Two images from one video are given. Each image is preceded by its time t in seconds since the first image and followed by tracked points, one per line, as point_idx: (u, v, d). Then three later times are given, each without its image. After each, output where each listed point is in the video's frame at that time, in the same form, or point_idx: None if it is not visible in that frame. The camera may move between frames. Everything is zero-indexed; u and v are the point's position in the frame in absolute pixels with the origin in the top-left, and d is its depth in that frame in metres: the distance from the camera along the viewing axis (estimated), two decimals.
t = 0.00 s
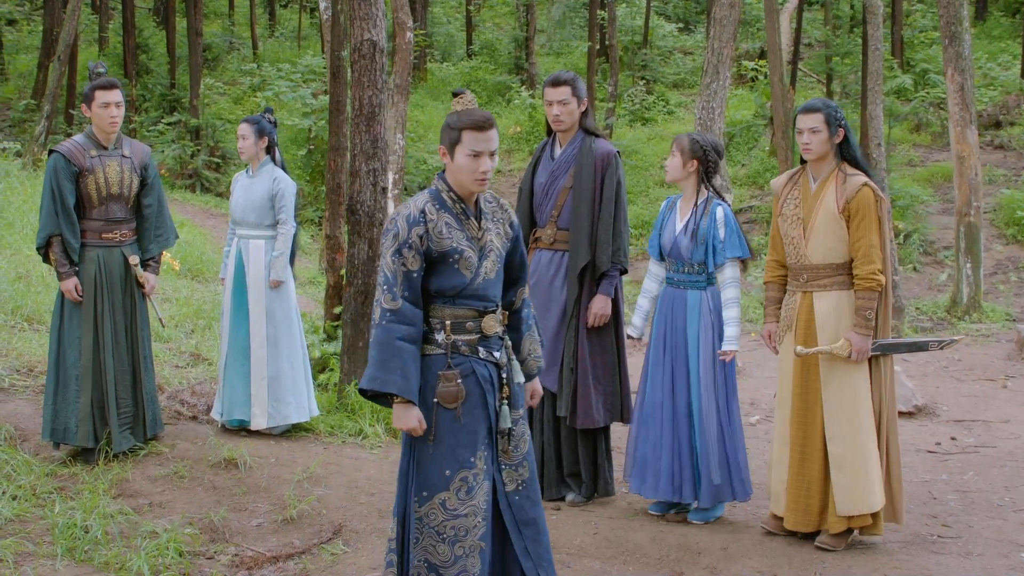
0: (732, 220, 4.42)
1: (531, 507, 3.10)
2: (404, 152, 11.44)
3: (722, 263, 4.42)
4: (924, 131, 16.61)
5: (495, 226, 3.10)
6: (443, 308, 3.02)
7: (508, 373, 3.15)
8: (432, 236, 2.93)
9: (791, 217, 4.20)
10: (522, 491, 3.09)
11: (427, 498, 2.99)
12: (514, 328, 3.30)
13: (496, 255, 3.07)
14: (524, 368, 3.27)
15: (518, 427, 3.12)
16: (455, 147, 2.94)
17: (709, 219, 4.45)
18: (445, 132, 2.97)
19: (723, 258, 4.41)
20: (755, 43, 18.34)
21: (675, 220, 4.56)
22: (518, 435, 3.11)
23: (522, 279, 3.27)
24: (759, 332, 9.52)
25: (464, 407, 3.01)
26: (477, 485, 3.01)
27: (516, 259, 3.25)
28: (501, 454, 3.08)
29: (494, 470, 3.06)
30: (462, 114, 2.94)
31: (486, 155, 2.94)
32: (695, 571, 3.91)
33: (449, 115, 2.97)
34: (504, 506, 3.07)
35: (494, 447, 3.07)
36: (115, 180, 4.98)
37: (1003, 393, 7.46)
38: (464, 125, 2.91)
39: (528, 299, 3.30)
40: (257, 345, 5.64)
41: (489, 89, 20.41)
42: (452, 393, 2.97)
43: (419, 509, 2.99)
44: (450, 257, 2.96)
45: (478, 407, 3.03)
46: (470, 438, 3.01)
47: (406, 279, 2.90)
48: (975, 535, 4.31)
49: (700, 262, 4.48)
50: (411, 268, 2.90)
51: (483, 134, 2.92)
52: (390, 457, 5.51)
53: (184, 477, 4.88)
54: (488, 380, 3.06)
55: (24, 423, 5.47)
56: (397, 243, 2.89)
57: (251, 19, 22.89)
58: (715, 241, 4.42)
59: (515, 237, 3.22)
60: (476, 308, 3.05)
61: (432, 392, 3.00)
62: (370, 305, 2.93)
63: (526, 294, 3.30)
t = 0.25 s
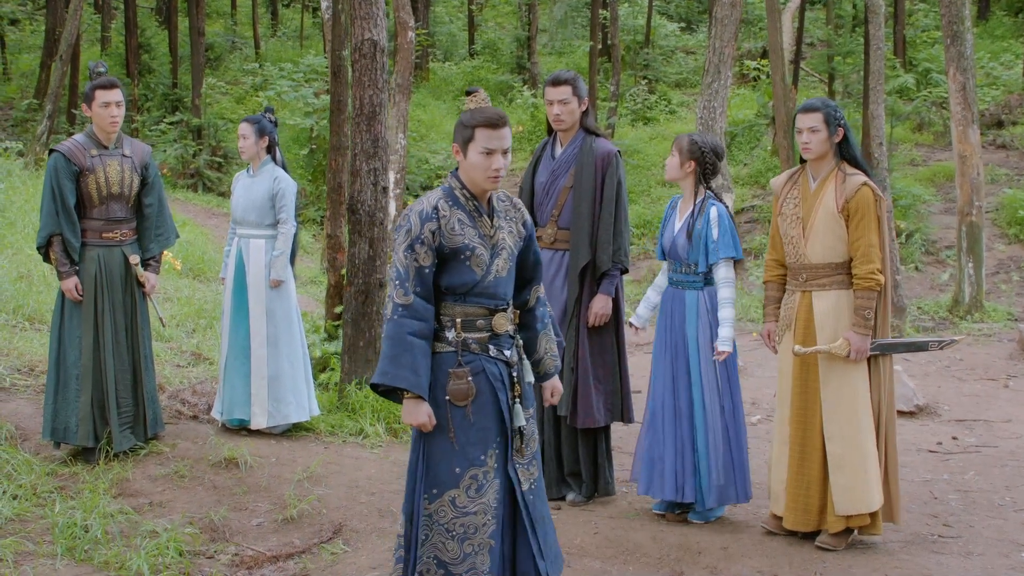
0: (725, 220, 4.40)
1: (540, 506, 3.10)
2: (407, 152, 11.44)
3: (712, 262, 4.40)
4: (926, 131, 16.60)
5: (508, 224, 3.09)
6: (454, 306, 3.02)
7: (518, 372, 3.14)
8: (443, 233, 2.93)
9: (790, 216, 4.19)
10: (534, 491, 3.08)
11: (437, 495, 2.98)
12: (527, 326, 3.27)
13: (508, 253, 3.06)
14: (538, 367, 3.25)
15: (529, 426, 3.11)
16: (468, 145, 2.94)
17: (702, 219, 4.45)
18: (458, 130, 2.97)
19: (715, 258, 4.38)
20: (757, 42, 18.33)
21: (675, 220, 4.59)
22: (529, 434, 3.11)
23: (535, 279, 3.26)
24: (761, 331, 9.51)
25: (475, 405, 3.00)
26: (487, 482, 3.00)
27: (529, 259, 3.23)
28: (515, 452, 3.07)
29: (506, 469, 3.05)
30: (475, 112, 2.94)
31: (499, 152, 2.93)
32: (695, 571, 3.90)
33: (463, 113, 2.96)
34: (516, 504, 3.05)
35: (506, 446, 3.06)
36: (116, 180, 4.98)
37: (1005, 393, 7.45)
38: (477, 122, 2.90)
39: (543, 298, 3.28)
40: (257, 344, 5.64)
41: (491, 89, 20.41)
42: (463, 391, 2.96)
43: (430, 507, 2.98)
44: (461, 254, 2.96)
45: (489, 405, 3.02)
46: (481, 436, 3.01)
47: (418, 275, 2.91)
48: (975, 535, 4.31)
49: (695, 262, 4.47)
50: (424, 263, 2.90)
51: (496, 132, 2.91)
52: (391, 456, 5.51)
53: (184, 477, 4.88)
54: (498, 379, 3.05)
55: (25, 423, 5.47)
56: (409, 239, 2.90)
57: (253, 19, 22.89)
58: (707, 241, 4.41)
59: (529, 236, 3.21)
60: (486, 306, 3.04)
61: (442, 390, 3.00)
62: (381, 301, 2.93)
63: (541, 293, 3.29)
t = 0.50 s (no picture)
0: (713, 218, 4.39)
1: (547, 505, 3.09)
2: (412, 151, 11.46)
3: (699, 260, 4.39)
4: (931, 130, 16.58)
5: (520, 224, 3.07)
6: (465, 304, 3.00)
7: (528, 371, 3.12)
8: (457, 230, 2.92)
9: (791, 216, 4.19)
10: (541, 489, 3.08)
11: (447, 494, 2.97)
12: (537, 327, 3.27)
13: (520, 252, 3.05)
14: (546, 368, 3.24)
15: (537, 425, 3.10)
16: (483, 143, 2.92)
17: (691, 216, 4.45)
18: (473, 128, 2.96)
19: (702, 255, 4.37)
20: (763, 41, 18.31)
21: (668, 217, 4.61)
22: (537, 434, 3.10)
23: (544, 279, 3.25)
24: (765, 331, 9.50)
25: (487, 404, 2.98)
26: (498, 481, 2.99)
27: (540, 259, 3.22)
28: (524, 451, 3.06)
29: (517, 468, 3.03)
30: (489, 110, 2.93)
31: (513, 150, 2.92)
32: (698, 571, 3.89)
33: (476, 112, 2.95)
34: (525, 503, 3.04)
35: (518, 445, 3.04)
36: (119, 178, 4.99)
37: (1010, 393, 7.43)
38: (492, 120, 2.89)
39: (551, 299, 3.28)
40: (260, 343, 5.64)
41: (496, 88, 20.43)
42: (474, 389, 2.94)
43: (440, 506, 2.97)
44: (473, 251, 2.94)
45: (500, 403, 3.00)
46: (492, 434, 2.99)
47: (431, 272, 2.89)
48: (979, 535, 4.29)
49: (684, 259, 4.48)
50: (436, 260, 2.89)
51: (510, 129, 2.90)
52: (394, 455, 5.51)
53: (187, 476, 4.89)
54: (509, 377, 3.03)
55: (28, 422, 5.48)
56: (422, 236, 2.88)
57: (259, 19, 22.93)
58: (696, 238, 4.42)
59: (540, 236, 3.20)
60: (497, 304, 3.02)
61: (453, 388, 2.98)
62: (393, 297, 2.91)
63: (549, 294, 3.28)
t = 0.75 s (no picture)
0: (707, 218, 4.40)
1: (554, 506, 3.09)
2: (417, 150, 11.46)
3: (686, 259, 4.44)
4: (937, 130, 16.55)
5: (529, 225, 3.07)
6: (474, 304, 2.99)
7: (536, 372, 3.12)
8: (467, 229, 2.91)
9: (794, 216, 4.18)
10: (546, 490, 3.08)
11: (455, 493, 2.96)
12: (544, 329, 3.29)
13: (530, 253, 3.04)
14: (552, 370, 3.26)
15: (545, 426, 3.11)
16: (495, 141, 2.92)
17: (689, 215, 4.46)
18: (484, 127, 2.95)
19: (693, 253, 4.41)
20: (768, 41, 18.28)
21: (671, 214, 4.62)
22: (545, 434, 3.11)
23: (551, 282, 3.25)
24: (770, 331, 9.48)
25: (494, 404, 2.98)
26: (506, 481, 2.99)
27: (547, 262, 3.22)
28: (532, 451, 3.07)
29: (525, 469, 3.04)
30: (501, 109, 2.92)
31: (525, 149, 2.92)
32: (702, 571, 3.89)
33: (488, 110, 2.95)
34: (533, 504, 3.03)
35: (525, 445, 3.05)
36: (123, 178, 4.99)
37: (1015, 393, 7.41)
38: (504, 118, 2.88)
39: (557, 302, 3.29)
40: (266, 343, 5.64)
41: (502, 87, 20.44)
42: (483, 389, 2.93)
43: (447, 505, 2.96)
44: (484, 251, 2.93)
45: (508, 403, 3.00)
46: (500, 435, 2.99)
47: (441, 271, 2.88)
48: (983, 535, 4.28)
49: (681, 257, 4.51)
50: (447, 259, 2.88)
51: (522, 128, 2.89)
52: (397, 455, 5.51)
53: (191, 476, 4.89)
54: (517, 378, 3.03)
55: (33, 422, 5.49)
56: (433, 234, 2.87)
57: (264, 18, 22.96)
58: (688, 237, 4.45)
59: (547, 239, 3.20)
60: (506, 304, 3.01)
61: (462, 387, 2.97)
62: (404, 296, 2.90)
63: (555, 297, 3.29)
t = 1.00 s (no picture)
0: (697, 216, 4.41)
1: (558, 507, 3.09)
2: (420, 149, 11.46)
3: (673, 252, 4.44)
4: (941, 130, 16.53)
5: (536, 227, 3.07)
6: (480, 304, 2.98)
7: (540, 372, 3.12)
8: (475, 228, 2.90)
9: (795, 216, 4.17)
10: (548, 490, 3.08)
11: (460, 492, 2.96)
12: (549, 332, 3.27)
13: (536, 254, 3.04)
14: (557, 373, 3.26)
15: (549, 427, 3.11)
16: (504, 141, 2.91)
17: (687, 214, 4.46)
18: (493, 127, 2.94)
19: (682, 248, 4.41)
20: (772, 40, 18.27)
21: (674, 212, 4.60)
22: (549, 436, 3.11)
23: (556, 283, 3.24)
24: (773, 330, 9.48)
25: (501, 403, 2.97)
26: (512, 481, 2.99)
27: (552, 263, 3.22)
28: (535, 452, 3.08)
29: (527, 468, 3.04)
30: (511, 109, 2.91)
31: (535, 148, 2.91)
32: (703, 571, 3.88)
33: (498, 110, 2.94)
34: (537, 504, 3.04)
35: (528, 446, 3.05)
36: (126, 177, 5.00)
37: (1019, 393, 7.39)
38: (514, 118, 2.88)
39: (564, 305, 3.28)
40: (268, 342, 5.64)
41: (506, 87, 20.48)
42: (489, 388, 2.92)
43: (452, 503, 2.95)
44: (491, 250, 2.93)
45: (513, 403, 3.00)
46: (504, 435, 2.98)
47: (448, 269, 2.87)
48: (985, 535, 4.27)
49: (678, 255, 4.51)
50: (454, 258, 2.87)
51: (532, 127, 2.89)
52: (399, 455, 5.51)
53: (193, 475, 4.89)
54: (522, 378, 3.03)
55: (35, 421, 5.50)
56: (441, 233, 2.87)
57: (268, 18, 22.98)
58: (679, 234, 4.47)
59: (553, 241, 3.20)
60: (512, 304, 3.01)
61: (468, 387, 2.96)
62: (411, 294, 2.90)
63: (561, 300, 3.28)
